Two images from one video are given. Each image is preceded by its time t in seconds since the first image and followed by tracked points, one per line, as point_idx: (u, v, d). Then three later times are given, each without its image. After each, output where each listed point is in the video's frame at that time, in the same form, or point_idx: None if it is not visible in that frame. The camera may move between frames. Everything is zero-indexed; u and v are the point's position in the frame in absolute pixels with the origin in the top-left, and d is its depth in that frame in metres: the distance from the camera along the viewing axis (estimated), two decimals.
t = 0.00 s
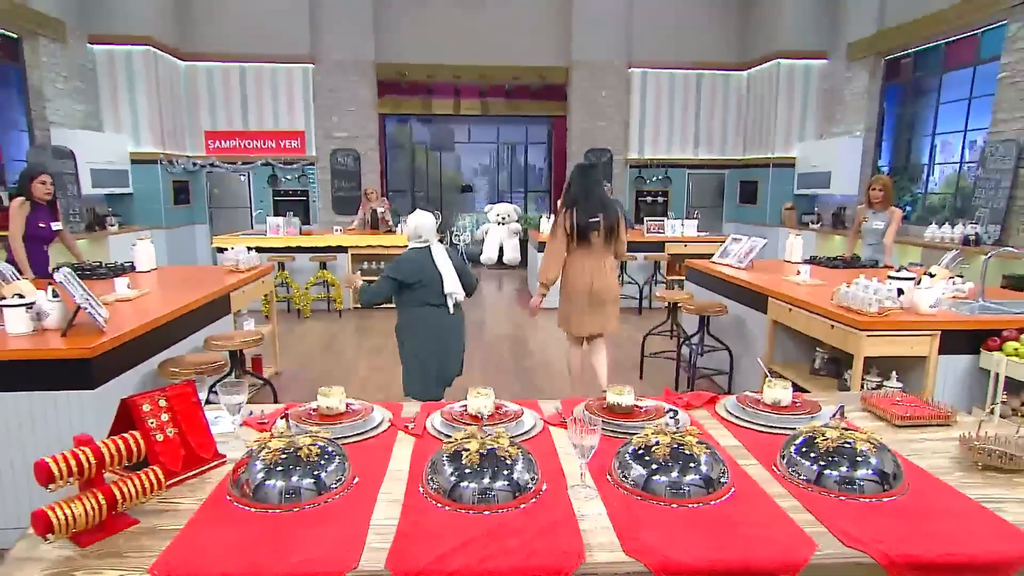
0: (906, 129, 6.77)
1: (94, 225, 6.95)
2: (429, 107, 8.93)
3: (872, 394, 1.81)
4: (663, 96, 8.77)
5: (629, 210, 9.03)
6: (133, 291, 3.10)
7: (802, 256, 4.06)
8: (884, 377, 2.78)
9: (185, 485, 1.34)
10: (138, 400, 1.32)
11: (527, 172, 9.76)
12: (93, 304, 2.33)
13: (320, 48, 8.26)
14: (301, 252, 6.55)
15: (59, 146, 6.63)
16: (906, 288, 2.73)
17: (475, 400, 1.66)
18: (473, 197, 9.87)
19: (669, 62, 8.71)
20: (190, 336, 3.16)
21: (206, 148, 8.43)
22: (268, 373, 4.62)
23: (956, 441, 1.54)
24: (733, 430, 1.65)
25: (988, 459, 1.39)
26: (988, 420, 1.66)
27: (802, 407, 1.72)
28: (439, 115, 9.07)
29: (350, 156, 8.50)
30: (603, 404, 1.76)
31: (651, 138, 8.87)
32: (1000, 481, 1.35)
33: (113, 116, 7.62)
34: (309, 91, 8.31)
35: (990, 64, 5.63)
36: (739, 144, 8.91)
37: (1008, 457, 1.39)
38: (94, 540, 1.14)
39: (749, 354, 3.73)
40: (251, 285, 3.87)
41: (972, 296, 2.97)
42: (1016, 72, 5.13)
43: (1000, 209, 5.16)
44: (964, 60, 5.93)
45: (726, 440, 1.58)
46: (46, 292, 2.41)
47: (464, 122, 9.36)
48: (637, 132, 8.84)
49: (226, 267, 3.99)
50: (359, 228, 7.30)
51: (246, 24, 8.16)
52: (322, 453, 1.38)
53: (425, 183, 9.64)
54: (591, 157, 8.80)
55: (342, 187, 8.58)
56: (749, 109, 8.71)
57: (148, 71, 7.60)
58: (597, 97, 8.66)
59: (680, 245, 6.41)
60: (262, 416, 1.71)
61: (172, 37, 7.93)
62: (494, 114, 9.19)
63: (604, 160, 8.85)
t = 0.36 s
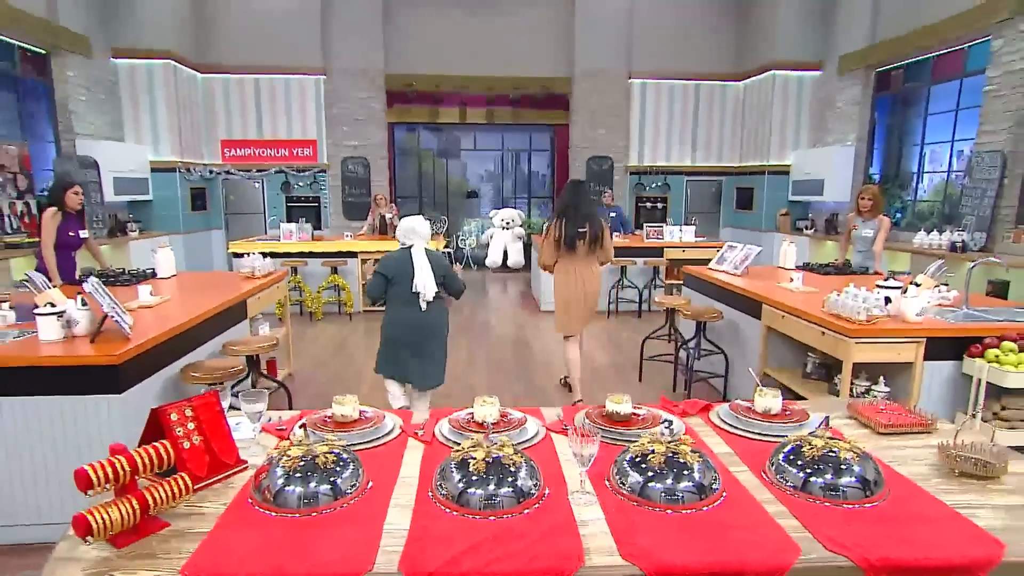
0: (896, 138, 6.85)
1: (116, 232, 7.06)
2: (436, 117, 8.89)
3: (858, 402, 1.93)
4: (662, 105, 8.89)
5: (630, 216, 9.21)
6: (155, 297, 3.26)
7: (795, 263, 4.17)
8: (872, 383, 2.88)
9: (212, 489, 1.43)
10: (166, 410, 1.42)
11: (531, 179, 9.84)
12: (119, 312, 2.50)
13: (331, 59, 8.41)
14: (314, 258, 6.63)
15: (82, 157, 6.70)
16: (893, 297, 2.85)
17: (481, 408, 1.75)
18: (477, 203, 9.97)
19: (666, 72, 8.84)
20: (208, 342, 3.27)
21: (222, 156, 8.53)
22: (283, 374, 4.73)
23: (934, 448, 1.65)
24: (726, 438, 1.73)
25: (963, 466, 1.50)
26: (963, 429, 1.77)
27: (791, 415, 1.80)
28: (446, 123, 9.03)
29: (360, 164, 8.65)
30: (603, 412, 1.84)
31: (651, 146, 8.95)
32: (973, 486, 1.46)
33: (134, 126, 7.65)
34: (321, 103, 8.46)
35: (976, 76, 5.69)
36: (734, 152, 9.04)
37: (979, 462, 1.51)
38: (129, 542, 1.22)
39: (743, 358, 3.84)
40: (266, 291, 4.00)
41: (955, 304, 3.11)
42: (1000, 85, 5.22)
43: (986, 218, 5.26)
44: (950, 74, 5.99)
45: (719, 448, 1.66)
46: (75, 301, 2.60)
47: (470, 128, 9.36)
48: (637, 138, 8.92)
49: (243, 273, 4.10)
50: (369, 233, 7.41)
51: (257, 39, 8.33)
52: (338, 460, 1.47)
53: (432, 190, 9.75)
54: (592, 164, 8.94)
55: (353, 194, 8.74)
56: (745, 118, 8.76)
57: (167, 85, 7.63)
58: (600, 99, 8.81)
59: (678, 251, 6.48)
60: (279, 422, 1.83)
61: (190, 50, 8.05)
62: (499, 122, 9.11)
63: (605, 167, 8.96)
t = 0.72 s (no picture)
0: (888, 146, 6.98)
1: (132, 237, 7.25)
2: (441, 124, 9.11)
3: (846, 412, 2.03)
4: (660, 114, 8.93)
5: (630, 222, 9.27)
6: (170, 306, 3.38)
7: (789, 270, 4.32)
8: (863, 390, 2.96)
9: (229, 499, 1.51)
10: (186, 424, 1.50)
11: (533, 185, 9.94)
12: (137, 322, 2.62)
13: (338, 69, 8.55)
14: (322, 263, 6.67)
15: (100, 165, 6.91)
16: (883, 306, 2.95)
17: (485, 419, 1.82)
18: (481, 208, 10.07)
19: (665, 82, 8.86)
20: (221, 349, 3.36)
21: (234, 163, 8.73)
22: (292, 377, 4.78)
23: (917, 458, 1.74)
24: (719, 448, 1.80)
25: (944, 477, 1.57)
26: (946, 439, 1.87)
27: (782, 425, 1.88)
28: (451, 131, 9.33)
29: (366, 172, 8.77)
30: (601, 422, 1.92)
31: (649, 152, 9.00)
32: (954, 496, 1.53)
33: (149, 134, 7.80)
34: (329, 113, 8.62)
35: (964, 88, 5.86)
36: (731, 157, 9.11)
37: (959, 474, 1.58)
38: (153, 550, 1.30)
39: (737, 361, 3.94)
40: (277, 298, 4.11)
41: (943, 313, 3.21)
42: (987, 97, 5.31)
43: (973, 225, 5.36)
44: (941, 84, 6.14)
45: (712, 457, 1.73)
46: (95, 311, 2.72)
47: (474, 135, 9.51)
48: (636, 145, 8.98)
49: (255, 280, 4.25)
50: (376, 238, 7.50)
51: (267, 48, 8.48)
52: (348, 470, 1.55)
53: (438, 194, 9.81)
54: (592, 171, 9.01)
55: (359, 200, 8.88)
56: (743, 131, 8.80)
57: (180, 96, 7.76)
58: (601, 107, 8.86)
59: (676, 257, 6.53)
60: (291, 431, 1.91)
61: (204, 60, 8.22)
62: (503, 130, 9.34)
63: (606, 174, 9.01)
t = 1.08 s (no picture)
0: (879, 156, 7.22)
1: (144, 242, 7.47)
2: (444, 131, 9.26)
3: (835, 422, 2.09)
4: (659, 123, 9.12)
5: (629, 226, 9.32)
6: (182, 313, 3.47)
7: (783, 275, 4.47)
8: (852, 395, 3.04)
9: (239, 510, 1.57)
10: (198, 437, 1.57)
11: (533, 190, 9.94)
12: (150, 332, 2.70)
13: (344, 79, 8.72)
14: (327, 268, 6.76)
15: (113, 172, 7.18)
16: (872, 315, 3.03)
17: (486, 430, 1.88)
18: (483, 212, 10.06)
19: (663, 90, 9.08)
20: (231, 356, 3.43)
21: (243, 170, 8.88)
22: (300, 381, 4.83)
23: (903, 469, 1.80)
24: (713, 459, 1.86)
25: (930, 489, 1.62)
26: (930, 450, 1.93)
27: (773, 436, 1.94)
28: (454, 137, 9.39)
29: (372, 177, 8.90)
30: (598, 433, 1.97)
31: (648, 158, 9.15)
32: (937, 508, 1.58)
33: (159, 140, 8.07)
34: (336, 120, 8.78)
35: (952, 99, 6.03)
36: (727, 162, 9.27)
37: (942, 485, 1.63)
38: (167, 562, 1.35)
39: (733, 368, 4.00)
40: (284, 304, 4.21)
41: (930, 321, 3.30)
42: (972, 107, 5.62)
43: (960, 231, 5.59)
44: (928, 96, 6.36)
45: (705, 469, 1.79)
46: (111, 320, 2.80)
47: (475, 141, 9.55)
48: (634, 154, 9.13)
49: (263, 287, 4.36)
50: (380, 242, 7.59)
51: (277, 55, 8.64)
52: (354, 483, 1.60)
53: (441, 199, 9.86)
54: (592, 176, 9.16)
55: (364, 205, 9.00)
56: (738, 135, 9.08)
57: (191, 104, 8.03)
58: (599, 117, 9.02)
59: (673, 261, 6.62)
60: (299, 441, 1.97)
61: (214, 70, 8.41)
62: (503, 137, 9.42)
63: (604, 180, 9.16)
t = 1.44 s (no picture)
0: (866, 162, 7.24)
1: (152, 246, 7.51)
2: (444, 136, 9.21)
3: (823, 431, 2.13)
4: (653, 130, 9.16)
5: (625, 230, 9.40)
6: (188, 319, 3.52)
7: (773, 280, 4.51)
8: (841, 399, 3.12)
9: (241, 522, 1.60)
10: (201, 451, 1.62)
11: (533, 194, 9.98)
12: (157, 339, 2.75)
13: (348, 84, 8.78)
14: (331, 271, 6.84)
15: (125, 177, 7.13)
16: (860, 321, 3.08)
17: (483, 441, 1.92)
18: (482, 215, 10.11)
19: (658, 97, 9.12)
20: (236, 361, 3.46)
21: (249, 174, 8.94)
22: (303, 383, 4.87)
23: (889, 479, 1.84)
24: (704, 469, 1.89)
25: (913, 500, 1.66)
26: (916, 459, 1.97)
27: (762, 445, 1.98)
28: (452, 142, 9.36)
29: (374, 180, 8.98)
30: (593, 443, 2.01)
31: (643, 162, 9.20)
32: (920, 518, 1.62)
33: (169, 148, 8.05)
34: (339, 125, 8.81)
35: (937, 108, 6.09)
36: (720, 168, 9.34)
37: (926, 495, 1.67)
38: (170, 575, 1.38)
39: (726, 373, 4.03)
40: (289, 309, 4.25)
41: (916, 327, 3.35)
42: (955, 116, 5.67)
43: (945, 235, 5.64)
44: (914, 104, 6.39)
45: (697, 479, 1.83)
46: (118, 328, 2.85)
47: (474, 146, 9.57)
48: (629, 157, 9.17)
49: (267, 292, 4.40)
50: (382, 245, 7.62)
51: (284, 61, 8.68)
52: (353, 495, 1.64)
53: (441, 202, 9.90)
54: (590, 180, 9.21)
55: (367, 209, 9.06)
56: (731, 142, 9.09)
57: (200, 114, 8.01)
58: (598, 121, 9.08)
59: (667, 263, 6.66)
60: (301, 451, 2.01)
61: (221, 79, 8.47)
62: (503, 142, 9.40)
63: (601, 184, 9.21)
